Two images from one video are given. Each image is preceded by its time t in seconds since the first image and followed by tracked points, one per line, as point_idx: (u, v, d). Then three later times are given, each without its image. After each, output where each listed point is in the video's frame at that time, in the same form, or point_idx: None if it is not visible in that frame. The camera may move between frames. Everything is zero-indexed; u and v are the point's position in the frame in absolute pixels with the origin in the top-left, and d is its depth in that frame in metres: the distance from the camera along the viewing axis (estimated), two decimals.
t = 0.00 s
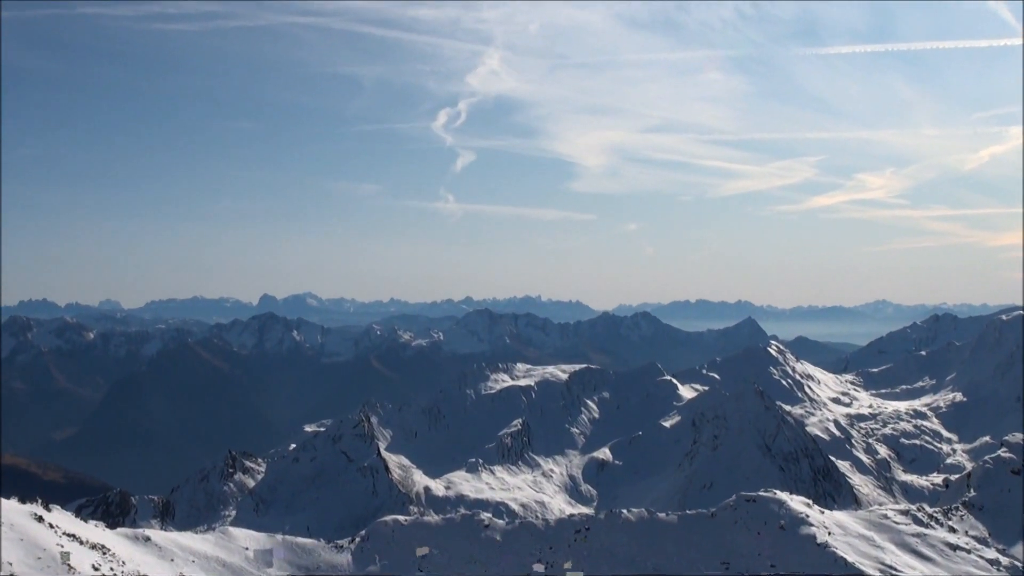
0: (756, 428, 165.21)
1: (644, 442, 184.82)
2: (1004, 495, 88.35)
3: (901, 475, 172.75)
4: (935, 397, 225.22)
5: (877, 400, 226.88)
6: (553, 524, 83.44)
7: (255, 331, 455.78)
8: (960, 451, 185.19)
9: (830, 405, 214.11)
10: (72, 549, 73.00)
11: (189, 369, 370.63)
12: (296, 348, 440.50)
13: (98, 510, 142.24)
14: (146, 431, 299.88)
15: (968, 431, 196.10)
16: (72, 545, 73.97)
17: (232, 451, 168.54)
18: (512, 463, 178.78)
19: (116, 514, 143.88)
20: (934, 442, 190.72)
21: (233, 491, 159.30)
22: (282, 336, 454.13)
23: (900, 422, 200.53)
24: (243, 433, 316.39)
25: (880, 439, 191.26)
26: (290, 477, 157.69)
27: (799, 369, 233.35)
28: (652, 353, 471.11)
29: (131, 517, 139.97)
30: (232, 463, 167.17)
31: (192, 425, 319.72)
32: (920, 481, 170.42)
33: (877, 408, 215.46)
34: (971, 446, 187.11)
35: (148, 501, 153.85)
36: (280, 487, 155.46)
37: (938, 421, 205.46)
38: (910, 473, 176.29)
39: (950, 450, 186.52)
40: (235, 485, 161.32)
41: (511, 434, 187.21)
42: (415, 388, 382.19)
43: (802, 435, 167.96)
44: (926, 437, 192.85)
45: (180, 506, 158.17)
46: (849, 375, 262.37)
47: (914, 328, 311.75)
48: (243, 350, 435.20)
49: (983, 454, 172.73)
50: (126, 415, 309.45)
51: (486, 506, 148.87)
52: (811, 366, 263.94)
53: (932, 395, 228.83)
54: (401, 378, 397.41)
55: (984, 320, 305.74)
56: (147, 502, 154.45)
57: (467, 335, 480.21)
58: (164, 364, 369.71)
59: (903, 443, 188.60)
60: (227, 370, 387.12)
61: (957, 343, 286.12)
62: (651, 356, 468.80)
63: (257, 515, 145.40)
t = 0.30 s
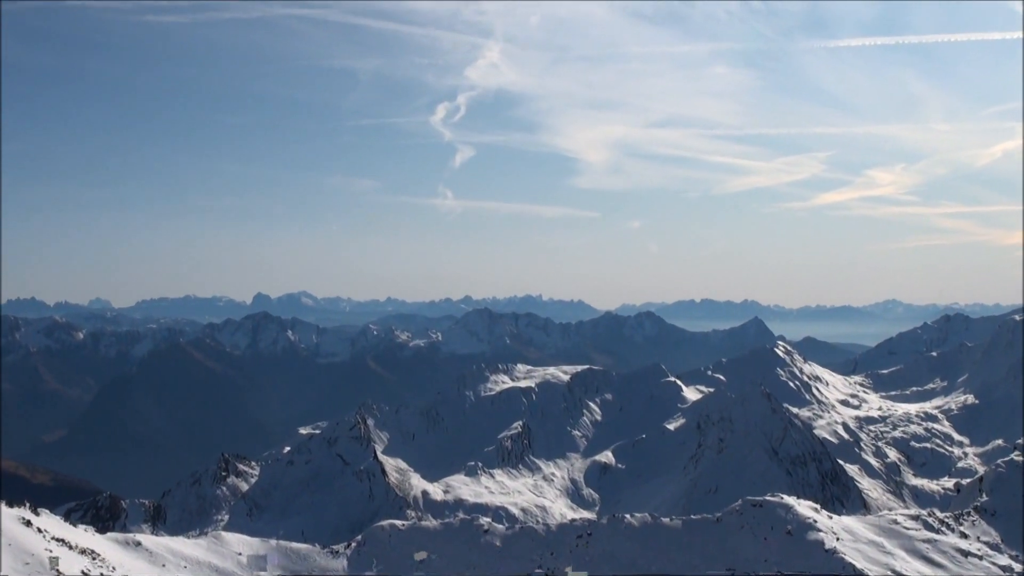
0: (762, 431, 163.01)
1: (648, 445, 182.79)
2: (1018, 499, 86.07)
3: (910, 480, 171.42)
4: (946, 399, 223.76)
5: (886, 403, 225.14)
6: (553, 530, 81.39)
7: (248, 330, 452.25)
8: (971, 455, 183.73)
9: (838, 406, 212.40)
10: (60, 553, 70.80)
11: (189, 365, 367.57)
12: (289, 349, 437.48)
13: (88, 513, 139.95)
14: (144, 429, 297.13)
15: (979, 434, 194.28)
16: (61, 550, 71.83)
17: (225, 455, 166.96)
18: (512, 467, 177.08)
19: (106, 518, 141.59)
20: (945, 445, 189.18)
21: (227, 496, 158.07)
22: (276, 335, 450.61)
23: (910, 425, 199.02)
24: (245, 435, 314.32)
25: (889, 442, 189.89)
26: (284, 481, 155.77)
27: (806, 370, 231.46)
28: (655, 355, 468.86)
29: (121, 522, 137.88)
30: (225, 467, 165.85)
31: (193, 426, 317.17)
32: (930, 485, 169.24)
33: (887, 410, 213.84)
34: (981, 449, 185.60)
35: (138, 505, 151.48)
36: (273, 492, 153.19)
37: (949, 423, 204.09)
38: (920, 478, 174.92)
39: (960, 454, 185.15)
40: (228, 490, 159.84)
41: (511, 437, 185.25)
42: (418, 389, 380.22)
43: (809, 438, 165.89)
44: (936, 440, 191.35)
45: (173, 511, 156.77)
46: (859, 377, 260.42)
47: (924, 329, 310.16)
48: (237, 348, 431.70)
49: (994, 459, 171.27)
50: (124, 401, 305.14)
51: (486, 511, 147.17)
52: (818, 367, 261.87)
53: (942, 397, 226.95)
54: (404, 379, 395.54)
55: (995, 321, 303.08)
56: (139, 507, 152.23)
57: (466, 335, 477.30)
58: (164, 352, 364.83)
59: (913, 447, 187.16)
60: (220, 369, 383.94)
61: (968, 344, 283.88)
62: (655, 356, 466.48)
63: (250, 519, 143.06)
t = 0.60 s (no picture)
0: (770, 433, 161.00)
1: (652, 447, 180.74)
2: None
3: (921, 483, 170.06)
4: (957, 400, 221.77)
5: (896, 404, 223.33)
6: (555, 534, 79.67)
7: (243, 330, 449.31)
8: (983, 459, 182.53)
9: (847, 408, 210.60)
10: (52, 557, 69.05)
11: (187, 365, 366.18)
12: (286, 348, 435.23)
13: (80, 516, 138.35)
14: (141, 429, 295.92)
15: (992, 434, 192.67)
16: (52, 554, 70.11)
17: (218, 458, 165.78)
18: (513, 469, 175.51)
19: (98, 521, 140.07)
20: (957, 448, 187.88)
21: (220, 498, 157.01)
22: (271, 335, 448.10)
23: (921, 428, 197.54)
24: (245, 435, 313.04)
25: (899, 444, 188.53)
26: (279, 484, 154.49)
27: (814, 370, 229.61)
28: (659, 355, 466.97)
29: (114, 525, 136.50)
30: (218, 469, 164.57)
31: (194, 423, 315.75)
32: (941, 489, 167.82)
33: (897, 412, 212.20)
34: (993, 453, 184.20)
35: (131, 508, 150.15)
36: (268, 495, 151.86)
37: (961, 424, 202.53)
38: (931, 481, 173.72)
39: (972, 457, 183.97)
40: (223, 493, 158.85)
41: (512, 438, 183.48)
42: (420, 389, 378.42)
43: (817, 440, 164.23)
44: (948, 443, 190.03)
45: (165, 514, 155.50)
46: (869, 378, 258.23)
47: (936, 329, 308.46)
48: (232, 348, 428.44)
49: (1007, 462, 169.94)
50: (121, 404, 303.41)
51: (487, 515, 145.47)
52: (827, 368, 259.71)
53: (954, 398, 225.00)
54: (406, 380, 393.59)
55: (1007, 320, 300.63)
56: (132, 509, 150.64)
57: (466, 334, 474.87)
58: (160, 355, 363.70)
59: (924, 450, 185.85)
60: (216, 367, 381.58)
61: (980, 343, 281.99)
62: (659, 357, 464.72)
63: (245, 523, 142.18)
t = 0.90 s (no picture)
0: (781, 440, 157.98)
1: (658, 455, 178.32)
2: None
3: (938, 495, 166.97)
4: (976, 408, 218.49)
5: (912, 413, 220.11)
6: (557, 545, 76.91)
7: (234, 331, 444.14)
8: (1002, 472, 179.48)
9: (861, 416, 207.39)
10: (32, 566, 66.24)
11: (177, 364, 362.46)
12: (277, 350, 432.04)
13: (62, 524, 134.80)
14: (147, 424, 293.09)
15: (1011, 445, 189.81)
16: (33, 562, 67.24)
17: (208, 463, 163.32)
18: (513, 477, 172.85)
19: (82, 529, 136.42)
20: (975, 459, 184.82)
21: (209, 505, 154.87)
22: (264, 336, 443.92)
23: (938, 437, 194.43)
24: (246, 439, 310.75)
25: (915, 454, 185.52)
26: (270, 491, 153.02)
27: (827, 376, 226.39)
28: (664, 360, 463.83)
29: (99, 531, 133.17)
30: (208, 475, 162.21)
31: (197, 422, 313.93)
32: (957, 500, 164.86)
33: (913, 420, 208.98)
34: (1012, 465, 181.18)
35: (117, 515, 147.77)
36: (259, 503, 150.43)
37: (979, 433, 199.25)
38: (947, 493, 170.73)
39: (990, 469, 181.05)
40: (212, 499, 156.50)
41: (512, 445, 180.41)
42: (422, 393, 375.49)
43: (830, 449, 161.01)
44: (966, 453, 186.93)
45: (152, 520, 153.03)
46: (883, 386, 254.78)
47: (954, 334, 304.58)
48: (224, 349, 423.42)
49: None
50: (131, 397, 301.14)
51: (486, 526, 142.70)
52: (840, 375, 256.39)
53: (973, 406, 222.16)
54: (408, 384, 390.82)
55: None
56: (117, 516, 148.38)
57: (466, 337, 471.53)
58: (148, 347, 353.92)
59: (941, 461, 182.90)
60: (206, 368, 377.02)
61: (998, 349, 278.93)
62: (664, 362, 461.41)
63: (234, 532, 141.06)
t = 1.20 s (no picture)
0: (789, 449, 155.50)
1: (661, 463, 175.88)
2: None
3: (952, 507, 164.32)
4: (992, 418, 217.19)
5: (925, 421, 217.59)
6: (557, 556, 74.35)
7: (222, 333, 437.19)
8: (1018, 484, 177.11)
9: (872, 424, 204.61)
10: None
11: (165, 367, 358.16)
12: (267, 351, 428.00)
13: (44, 532, 132.84)
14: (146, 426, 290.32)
15: None
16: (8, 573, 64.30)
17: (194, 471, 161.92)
18: (512, 486, 170.41)
19: (64, 538, 135.92)
20: (990, 470, 182.42)
21: (195, 515, 153.90)
22: (253, 338, 437.32)
23: (952, 446, 191.80)
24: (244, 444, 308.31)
25: (928, 464, 182.96)
26: (260, 499, 151.09)
27: (837, 383, 223.60)
28: (667, 365, 461.40)
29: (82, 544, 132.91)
30: (194, 484, 160.87)
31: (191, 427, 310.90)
32: (972, 512, 162.51)
33: (927, 429, 206.37)
34: None
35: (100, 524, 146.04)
36: (248, 512, 148.18)
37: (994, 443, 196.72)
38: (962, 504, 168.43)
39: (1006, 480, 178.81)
40: (199, 509, 155.64)
41: (511, 453, 177.72)
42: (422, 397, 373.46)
43: (840, 458, 158.58)
44: (981, 464, 184.48)
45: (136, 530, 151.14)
46: (896, 392, 252.26)
47: (970, 339, 301.67)
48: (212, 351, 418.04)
49: None
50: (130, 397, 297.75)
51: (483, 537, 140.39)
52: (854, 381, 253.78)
53: (990, 416, 220.76)
54: (407, 389, 388.29)
55: None
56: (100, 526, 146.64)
57: (463, 341, 466.56)
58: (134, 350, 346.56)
59: (956, 471, 180.28)
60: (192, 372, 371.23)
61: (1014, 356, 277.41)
62: (667, 367, 458.85)
63: (223, 542, 139.64)
